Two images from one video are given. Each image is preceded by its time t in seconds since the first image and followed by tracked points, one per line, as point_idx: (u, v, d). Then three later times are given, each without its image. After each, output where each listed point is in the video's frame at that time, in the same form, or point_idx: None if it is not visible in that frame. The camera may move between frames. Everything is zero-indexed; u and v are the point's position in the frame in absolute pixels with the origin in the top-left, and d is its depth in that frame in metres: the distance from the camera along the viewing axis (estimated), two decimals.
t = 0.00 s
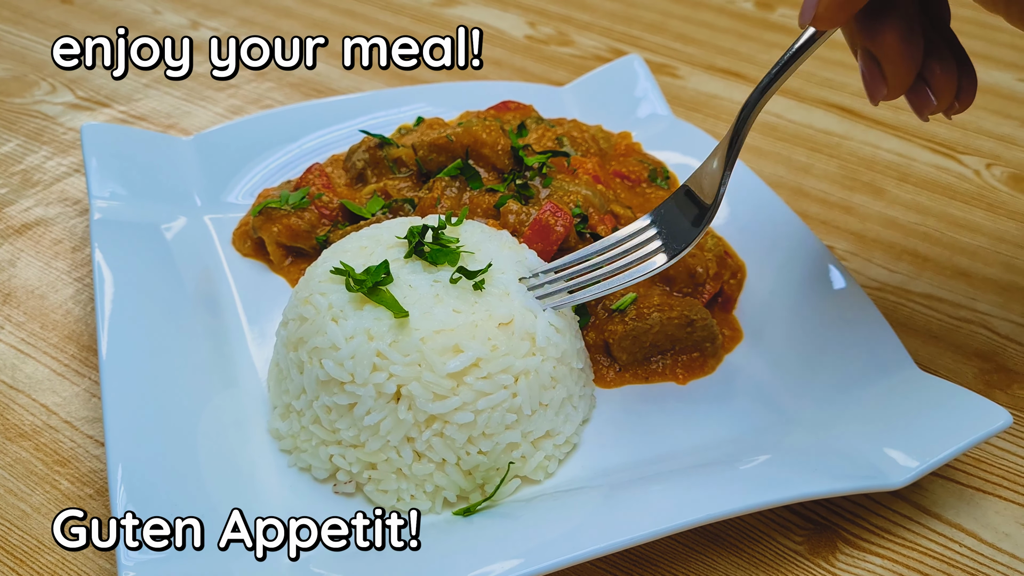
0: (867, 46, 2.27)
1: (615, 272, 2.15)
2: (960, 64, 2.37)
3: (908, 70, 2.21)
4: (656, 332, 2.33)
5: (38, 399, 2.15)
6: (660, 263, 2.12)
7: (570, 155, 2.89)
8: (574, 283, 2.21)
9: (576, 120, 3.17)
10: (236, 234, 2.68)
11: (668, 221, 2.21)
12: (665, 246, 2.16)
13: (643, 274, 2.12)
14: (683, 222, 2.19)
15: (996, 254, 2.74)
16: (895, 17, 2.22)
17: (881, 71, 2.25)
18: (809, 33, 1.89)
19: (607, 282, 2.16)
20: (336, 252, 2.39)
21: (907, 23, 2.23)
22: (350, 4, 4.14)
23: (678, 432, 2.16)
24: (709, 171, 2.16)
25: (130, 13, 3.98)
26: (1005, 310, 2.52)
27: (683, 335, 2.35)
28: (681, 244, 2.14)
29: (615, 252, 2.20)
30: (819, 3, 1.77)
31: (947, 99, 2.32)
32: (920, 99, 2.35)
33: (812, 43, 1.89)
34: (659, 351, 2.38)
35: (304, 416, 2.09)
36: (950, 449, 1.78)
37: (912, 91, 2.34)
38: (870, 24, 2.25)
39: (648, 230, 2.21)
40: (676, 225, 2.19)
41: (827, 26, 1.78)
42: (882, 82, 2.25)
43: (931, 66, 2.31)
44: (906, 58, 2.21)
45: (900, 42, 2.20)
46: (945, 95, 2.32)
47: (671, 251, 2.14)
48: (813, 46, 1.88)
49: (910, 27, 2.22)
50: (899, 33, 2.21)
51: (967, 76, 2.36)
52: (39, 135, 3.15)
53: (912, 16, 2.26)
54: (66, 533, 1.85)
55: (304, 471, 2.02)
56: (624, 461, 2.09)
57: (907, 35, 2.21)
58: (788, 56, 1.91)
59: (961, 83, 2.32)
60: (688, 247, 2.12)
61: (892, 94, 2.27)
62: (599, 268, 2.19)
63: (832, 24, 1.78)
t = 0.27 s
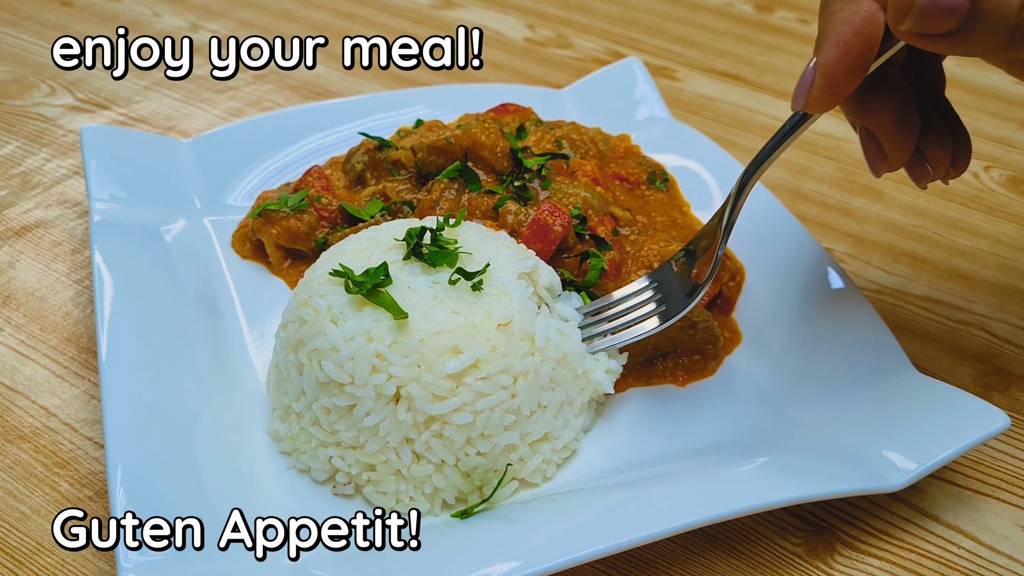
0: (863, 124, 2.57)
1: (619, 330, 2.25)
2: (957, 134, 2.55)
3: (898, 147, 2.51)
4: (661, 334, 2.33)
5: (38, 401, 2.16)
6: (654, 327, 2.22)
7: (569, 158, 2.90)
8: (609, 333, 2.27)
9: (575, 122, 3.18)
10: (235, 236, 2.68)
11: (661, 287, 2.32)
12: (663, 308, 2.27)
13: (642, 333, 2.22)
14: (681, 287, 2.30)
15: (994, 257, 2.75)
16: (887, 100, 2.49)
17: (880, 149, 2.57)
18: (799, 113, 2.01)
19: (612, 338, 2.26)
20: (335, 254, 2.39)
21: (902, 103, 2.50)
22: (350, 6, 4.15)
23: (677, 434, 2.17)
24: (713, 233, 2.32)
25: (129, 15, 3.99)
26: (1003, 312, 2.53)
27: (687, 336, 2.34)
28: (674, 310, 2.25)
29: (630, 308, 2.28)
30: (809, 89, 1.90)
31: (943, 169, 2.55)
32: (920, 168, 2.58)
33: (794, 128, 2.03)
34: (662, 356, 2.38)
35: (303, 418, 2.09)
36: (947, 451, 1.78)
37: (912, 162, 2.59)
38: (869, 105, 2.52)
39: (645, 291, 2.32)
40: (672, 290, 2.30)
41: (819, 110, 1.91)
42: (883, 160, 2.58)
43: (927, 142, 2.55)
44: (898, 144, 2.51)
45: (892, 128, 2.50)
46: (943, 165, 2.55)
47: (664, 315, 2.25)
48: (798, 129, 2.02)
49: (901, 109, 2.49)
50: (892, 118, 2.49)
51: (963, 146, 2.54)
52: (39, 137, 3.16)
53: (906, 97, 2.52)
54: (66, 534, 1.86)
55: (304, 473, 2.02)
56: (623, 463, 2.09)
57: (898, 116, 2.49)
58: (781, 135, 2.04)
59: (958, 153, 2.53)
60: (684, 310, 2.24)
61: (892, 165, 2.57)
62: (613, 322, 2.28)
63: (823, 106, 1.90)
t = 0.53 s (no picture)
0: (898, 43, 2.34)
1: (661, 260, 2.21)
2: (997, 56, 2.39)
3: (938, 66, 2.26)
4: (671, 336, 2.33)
5: (37, 402, 2.16)
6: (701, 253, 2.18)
7: (568, 159, 2.91)
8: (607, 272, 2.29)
9: (574, 124, 3.18)
10: (235, 237, 2.68)
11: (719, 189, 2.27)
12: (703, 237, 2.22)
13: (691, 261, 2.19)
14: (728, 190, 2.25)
15: (993, 258, 2.75)
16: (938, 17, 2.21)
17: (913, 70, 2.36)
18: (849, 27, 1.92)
19: (649, 275, 2.23)
20: (334, 255, 2.39)
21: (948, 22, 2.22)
22: (349, 7, 4.15)
23: (676, 435, 2.17)
24: (745, 167, 2.20)
25: (129, 16, 3.99)
26: (1002, 314, 2.53)
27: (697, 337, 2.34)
28: (725, 230, 2.20)
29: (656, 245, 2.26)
30: None
31: (979, 97, 2.40)
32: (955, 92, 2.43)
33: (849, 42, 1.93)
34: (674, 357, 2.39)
35: (302, 419, 2.09)
36: (946, 451, 1.78)
37: (947, 84, 2.43)
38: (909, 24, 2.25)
39: (687, 220, 2.28)
40: (715, 216, 2.25)
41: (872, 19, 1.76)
42: (912, 79, 2.36)
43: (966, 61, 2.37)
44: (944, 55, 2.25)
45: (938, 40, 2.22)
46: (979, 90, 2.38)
47: (715, 237, 2.20)
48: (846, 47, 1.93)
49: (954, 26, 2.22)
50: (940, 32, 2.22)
51: (1001, 69, 2.39)
52: (38, 138, 3.16)
53: (952, 15, 2.27)
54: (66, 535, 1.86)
55: (303, 474, 2.03)
56: (623, 463, 2.09)
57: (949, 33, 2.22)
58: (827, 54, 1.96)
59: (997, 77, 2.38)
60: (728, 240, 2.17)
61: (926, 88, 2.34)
62: (640, 262, 2.27)
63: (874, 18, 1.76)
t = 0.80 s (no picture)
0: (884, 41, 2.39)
1: (661, 246, 2.27)
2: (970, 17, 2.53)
3: (918, 60, 2.34)
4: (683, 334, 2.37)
5: (35, 402, 2.16)
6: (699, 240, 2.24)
7: (566, 160, 2.91)
8: (608, 264, 2.35)
9: (573, 124, 3.18)
10: (233, 238, 2.68)
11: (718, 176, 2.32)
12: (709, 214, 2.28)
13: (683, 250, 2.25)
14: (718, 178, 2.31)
15: (992, 259, 2.75)
16: (914, 11, 2.29)
17: (894, 58, 2.40)
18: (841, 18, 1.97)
19: (656, 259, 2.28)
20: (333, 255, 2.39)
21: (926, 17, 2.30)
22: (348, 8, 4.15)
23: (675, 436, 2.17)
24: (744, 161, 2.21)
25: (128, 17, 4.00)
26: (1001, 314, 2.53)
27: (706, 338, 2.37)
28: (722, 216, 2.24)
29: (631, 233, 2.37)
30: None
31: (957, 88, 2.47)
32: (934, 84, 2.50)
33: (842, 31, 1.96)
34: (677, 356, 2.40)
35: (300, 420, 2.09)
36: (945, 452, 1.78)
37: (926, 78, 2.51)
38: (889, 25, 2.33)
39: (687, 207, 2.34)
40: (714, 197, 2.30)
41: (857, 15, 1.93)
42: (893, 70, 2.41)
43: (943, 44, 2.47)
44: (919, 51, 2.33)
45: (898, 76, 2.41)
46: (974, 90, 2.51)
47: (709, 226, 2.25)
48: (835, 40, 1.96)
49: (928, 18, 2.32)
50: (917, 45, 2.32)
51: (980, 64, 2.51)
52: (37, 138, 3.16)
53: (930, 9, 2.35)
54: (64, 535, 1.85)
55: (301, 475, 2.02)
56: (622, 465, 2.09)
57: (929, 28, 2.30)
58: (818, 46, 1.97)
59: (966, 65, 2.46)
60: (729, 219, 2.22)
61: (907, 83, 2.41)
62: (636, 250, 2.33)
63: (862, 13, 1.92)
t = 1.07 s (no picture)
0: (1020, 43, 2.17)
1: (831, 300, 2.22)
2: None
3: None
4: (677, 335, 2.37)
5: (34, 403, 2.16)
6: (859, 297, 2.19)
7: (565, 161, 2.91)
8: (793, 311, 2.29)
9: (572, 125, 3.18)
10: (231, 238, 2.68)
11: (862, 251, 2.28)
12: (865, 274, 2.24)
13: (840, 310, 2.20)
14: (883, 243, 2.25)
15: (991, 259, 2.75)
16: None
17: None
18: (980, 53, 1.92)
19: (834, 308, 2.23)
20: (331, 256, 2.39)
21: None
22: (348, 9, 4.15)
23: (675, 436, 2.16)
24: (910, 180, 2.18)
25: (127, 18, 4.00)
26: (1000, 315, 2.53)
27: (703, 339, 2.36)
28: (887, 275, 2.19)
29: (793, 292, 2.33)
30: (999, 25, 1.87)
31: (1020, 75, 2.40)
32: None
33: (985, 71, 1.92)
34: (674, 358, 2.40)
35: (298, 420, 2.09)
36: (944, 452, 1.78)
37: None
38: None
39: (828, 275, 2.29)
40: (876, 251, 2.26)
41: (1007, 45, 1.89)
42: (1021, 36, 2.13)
43: None
44: None
45: None
46: None
47: (874, 283, 2.21)
48: (987, 70, 1.91)
49: None
50: None
51: None
52: (36, 139, 3.16)
53: None
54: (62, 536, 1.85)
55: (300, 475, 2.02)
56: (621, 465, 2.09)
57: None
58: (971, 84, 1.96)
59: None
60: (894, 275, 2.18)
61: None
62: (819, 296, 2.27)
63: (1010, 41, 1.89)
